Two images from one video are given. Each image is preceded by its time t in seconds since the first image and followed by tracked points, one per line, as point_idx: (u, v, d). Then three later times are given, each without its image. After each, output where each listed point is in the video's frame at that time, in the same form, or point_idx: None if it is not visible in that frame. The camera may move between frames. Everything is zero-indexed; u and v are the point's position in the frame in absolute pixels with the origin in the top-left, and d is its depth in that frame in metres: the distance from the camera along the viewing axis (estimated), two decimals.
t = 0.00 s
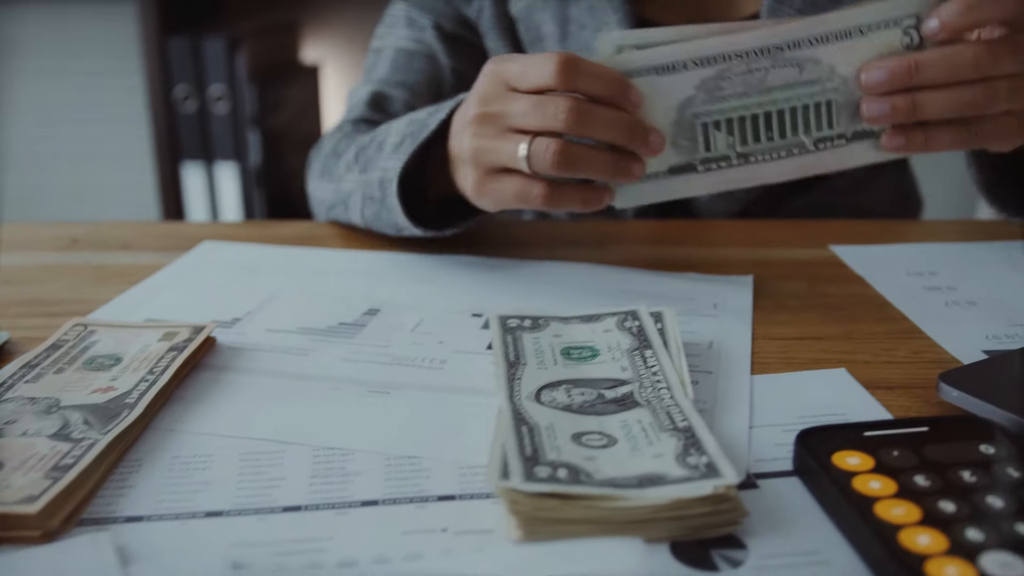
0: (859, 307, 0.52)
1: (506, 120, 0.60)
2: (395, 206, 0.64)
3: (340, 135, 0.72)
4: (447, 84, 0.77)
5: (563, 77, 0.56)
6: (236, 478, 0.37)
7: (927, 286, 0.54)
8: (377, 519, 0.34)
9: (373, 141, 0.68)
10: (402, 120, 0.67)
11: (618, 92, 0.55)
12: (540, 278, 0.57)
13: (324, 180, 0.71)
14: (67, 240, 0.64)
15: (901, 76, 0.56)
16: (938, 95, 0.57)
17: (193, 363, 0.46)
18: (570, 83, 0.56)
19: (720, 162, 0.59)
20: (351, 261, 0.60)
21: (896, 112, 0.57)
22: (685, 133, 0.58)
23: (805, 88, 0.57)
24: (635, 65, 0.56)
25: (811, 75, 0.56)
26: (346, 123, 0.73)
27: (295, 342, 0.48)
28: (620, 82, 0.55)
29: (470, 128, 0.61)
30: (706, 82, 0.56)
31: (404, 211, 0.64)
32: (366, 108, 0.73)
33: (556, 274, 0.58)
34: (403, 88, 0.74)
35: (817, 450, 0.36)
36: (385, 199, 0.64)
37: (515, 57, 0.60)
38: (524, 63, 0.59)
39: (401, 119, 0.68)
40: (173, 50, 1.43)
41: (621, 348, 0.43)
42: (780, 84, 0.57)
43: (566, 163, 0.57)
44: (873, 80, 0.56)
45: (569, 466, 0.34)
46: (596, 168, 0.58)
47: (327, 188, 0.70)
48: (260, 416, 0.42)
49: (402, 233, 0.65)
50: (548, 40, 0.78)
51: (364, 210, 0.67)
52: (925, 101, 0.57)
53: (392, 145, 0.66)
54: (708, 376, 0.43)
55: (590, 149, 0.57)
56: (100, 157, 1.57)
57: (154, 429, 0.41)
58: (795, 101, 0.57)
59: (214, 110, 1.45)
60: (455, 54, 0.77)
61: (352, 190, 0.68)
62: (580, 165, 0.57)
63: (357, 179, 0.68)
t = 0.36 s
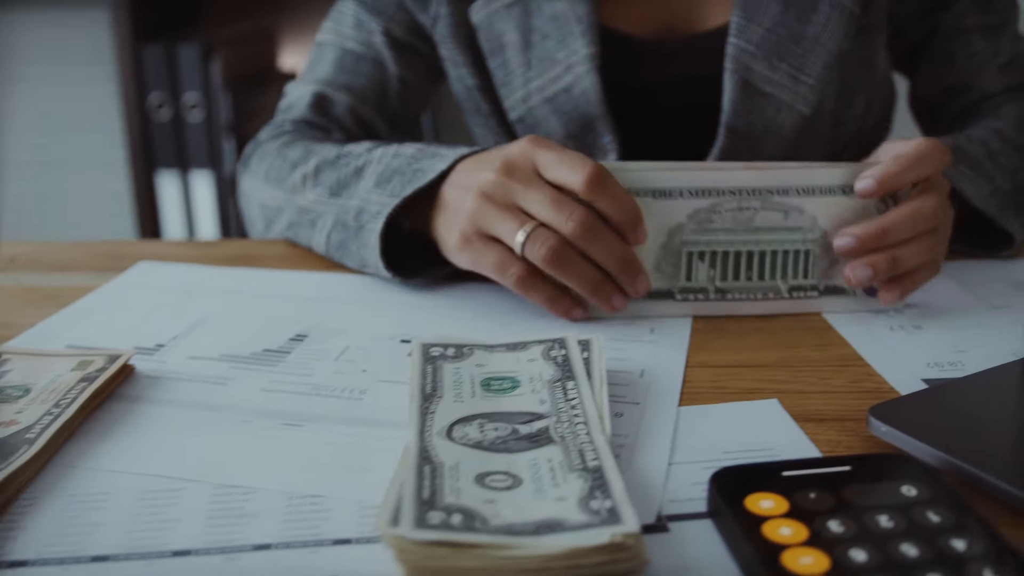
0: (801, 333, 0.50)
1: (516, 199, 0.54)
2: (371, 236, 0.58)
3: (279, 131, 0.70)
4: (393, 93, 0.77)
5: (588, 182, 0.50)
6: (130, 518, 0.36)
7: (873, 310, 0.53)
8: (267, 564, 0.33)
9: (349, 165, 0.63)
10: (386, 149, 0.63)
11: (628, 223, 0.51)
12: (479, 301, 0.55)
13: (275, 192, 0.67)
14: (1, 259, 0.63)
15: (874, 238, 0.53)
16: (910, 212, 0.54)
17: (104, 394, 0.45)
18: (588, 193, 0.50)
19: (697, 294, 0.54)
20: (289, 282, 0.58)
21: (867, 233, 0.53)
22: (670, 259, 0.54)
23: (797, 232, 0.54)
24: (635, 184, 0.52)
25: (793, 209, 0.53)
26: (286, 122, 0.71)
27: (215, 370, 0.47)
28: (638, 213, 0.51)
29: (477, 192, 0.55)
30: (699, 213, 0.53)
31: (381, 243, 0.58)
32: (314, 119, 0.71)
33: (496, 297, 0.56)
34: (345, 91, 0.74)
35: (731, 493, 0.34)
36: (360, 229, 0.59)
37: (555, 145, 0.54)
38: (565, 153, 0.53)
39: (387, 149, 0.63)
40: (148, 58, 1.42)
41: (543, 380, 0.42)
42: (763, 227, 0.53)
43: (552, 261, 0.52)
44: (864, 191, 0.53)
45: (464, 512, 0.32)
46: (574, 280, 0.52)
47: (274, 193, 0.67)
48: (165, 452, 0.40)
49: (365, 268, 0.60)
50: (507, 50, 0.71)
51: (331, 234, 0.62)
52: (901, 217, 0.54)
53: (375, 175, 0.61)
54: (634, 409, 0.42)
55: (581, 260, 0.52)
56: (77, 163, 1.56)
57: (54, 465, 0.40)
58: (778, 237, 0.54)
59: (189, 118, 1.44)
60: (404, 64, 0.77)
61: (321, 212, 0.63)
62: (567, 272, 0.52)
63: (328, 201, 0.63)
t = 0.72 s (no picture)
0: (734, 357, 0.49)
1: (442, 222, 0.52)
2: (304, 254, 0.57)
3: (222, 144, 0.68)
4: (340, 105, 0.75)
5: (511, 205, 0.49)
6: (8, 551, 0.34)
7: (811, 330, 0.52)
8: None
9: (286, 180, 0.62)
10: (323, 166, 0.61)
11: (551, 247, 0.49)
12: (409, 321, 0.54)
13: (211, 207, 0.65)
14: None
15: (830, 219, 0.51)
16: (841, 246, 0.52)
17: (6, 422, 0.43)
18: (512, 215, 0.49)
19: (627, 317, 0.53)
20: (218, 299, 0.57)
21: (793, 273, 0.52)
22: (599, 284, 0.52)
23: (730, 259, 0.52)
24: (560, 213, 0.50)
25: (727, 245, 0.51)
26: (230, 134, 0.69)
27: (126, 397, 0.45)
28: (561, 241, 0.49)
29: (405, 212, 0.54)
30: (630, 238, 0.51)
31: (311, 262, 0.56)
32: (257, 132, 0.69)
33: (429, 319, 0.55)
34: (290, 104, 0.72)
35: (629, 531, 0.33)
36: (294, 248, 0.58)
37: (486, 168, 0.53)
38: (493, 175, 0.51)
39: (325, 164, 0.62)
40: (119, 67, 1.44)
41: (453, 408, 0.40)
42: (696, 256, 0.51)
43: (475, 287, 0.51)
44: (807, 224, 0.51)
45: (344, 552, 0.31)
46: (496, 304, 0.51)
47: (213, 208, 0.65)
48: (59, 483, 0.38)
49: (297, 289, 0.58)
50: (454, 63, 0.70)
51: (264, 253, 0.60)
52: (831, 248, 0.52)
53: (311, 193, 0.60)
54: (548, 438, 0.40)
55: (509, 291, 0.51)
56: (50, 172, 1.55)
57: None
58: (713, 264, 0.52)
59: (160, 126, 1.49)
60: (351, 76, 0.75)
61: (256, 229, 0.61)
62: (488, 300, 0.51)
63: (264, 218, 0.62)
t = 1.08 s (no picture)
0: (679, 378, 0.48)
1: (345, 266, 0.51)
2: (248, 278, 0.56)
3: (169, 156, 0.69)
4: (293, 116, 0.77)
5: (379, 241, 0.47)
6: None
7: (760, 350, 0.51)
8: None
9: (214, 188, 0.62)
10: (246, 169, 0.61)
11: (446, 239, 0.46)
12: (354, 339, 0.53)
13: (155, 227, 0.65)
14: None
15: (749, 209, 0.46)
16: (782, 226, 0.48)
17: None
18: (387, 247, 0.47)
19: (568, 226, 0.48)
20: (162, 317, 0.56)
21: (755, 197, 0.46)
22: (518, 224, 0.47)
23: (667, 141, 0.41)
24: (443, 197, 0.44)
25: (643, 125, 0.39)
26: (178, 146, 0.70)
27: (54, 419, 0.44)
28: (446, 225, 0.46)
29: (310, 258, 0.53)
30: (519, 187, 0.43)
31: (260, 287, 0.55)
32: (204, 143, 0.70)
33: (366, 337, 0.53)
34: (241, 113, 0.73)
35: (545, 565, 0.32)
36: (236, 269, 0.57)
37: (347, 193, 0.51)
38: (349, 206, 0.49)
39: (247, 168, 0.61)
40: (97, 76, 1.43)
41: (379, 434, 0.39)
42: (595, 157, 0.41)
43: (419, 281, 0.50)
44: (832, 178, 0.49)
45: None
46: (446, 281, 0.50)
47: (154, 223, 0.65)
48: None
49: (253, 315, 0.57)
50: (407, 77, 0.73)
51: (211, 278, 0.59)
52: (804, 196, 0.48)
53: (234, 200, 0.60)
54: (477, 464, 0.39)
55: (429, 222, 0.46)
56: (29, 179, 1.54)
57: None
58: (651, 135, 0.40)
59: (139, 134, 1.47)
60: (301, 84, 0.76)
61: (196, 251, 0.60)
62: (438, 305, 0.53)
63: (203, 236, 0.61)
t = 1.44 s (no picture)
0: (636, 402, 0.47)
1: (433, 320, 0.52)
2: (313, 297, 0.55)
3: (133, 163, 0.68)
4: (265, 120, 0.76)
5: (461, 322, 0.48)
6: None
7: (719, 371, 0.50)
8: None
9: (225, 203, 0.60)
10: (270, 181, 0.60)
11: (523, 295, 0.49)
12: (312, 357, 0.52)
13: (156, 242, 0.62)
14: None
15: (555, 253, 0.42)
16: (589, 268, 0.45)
17: None
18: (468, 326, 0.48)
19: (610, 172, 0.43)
20: (121, 334, 0.55)
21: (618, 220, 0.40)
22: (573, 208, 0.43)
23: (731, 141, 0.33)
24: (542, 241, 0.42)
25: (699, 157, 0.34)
26: (142, 151, 0.69)
27: None
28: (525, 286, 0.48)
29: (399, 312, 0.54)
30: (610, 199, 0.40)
31: (337, 308, 0.54)
32: (171, 147, 0.69)
33: (322, 355, 0.52)
34: (210, 117, 0.72)
35: None
36: (291, 287, 0.56)
37: (412, 255, 0.50)
38: (422, 280, 0.49)
39: (270, 179, 0.60)
40: (79, 85, 1.42)
41: (321, 461, 0.39)
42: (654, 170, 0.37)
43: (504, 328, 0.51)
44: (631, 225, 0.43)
45: None
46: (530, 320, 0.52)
47: (139, 235, 0.63)
48: None
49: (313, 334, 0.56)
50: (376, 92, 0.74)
51: (256, 297, 0.58)
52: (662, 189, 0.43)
53: (264, 216, 0.59)
54: (420, 492, 0.39)
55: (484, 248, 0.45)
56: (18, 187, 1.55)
57: None
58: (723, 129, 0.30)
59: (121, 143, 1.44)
60: (275, 89, 0.76)
61: (229, 268, 0.59)
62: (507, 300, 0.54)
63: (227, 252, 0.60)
